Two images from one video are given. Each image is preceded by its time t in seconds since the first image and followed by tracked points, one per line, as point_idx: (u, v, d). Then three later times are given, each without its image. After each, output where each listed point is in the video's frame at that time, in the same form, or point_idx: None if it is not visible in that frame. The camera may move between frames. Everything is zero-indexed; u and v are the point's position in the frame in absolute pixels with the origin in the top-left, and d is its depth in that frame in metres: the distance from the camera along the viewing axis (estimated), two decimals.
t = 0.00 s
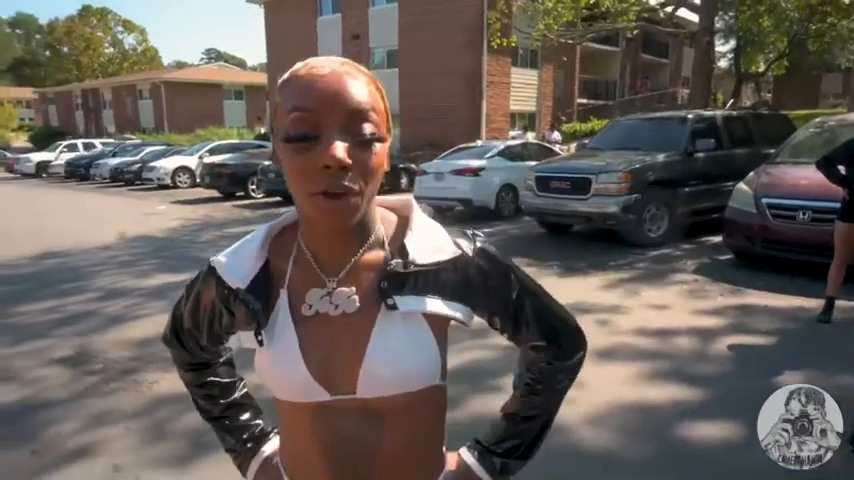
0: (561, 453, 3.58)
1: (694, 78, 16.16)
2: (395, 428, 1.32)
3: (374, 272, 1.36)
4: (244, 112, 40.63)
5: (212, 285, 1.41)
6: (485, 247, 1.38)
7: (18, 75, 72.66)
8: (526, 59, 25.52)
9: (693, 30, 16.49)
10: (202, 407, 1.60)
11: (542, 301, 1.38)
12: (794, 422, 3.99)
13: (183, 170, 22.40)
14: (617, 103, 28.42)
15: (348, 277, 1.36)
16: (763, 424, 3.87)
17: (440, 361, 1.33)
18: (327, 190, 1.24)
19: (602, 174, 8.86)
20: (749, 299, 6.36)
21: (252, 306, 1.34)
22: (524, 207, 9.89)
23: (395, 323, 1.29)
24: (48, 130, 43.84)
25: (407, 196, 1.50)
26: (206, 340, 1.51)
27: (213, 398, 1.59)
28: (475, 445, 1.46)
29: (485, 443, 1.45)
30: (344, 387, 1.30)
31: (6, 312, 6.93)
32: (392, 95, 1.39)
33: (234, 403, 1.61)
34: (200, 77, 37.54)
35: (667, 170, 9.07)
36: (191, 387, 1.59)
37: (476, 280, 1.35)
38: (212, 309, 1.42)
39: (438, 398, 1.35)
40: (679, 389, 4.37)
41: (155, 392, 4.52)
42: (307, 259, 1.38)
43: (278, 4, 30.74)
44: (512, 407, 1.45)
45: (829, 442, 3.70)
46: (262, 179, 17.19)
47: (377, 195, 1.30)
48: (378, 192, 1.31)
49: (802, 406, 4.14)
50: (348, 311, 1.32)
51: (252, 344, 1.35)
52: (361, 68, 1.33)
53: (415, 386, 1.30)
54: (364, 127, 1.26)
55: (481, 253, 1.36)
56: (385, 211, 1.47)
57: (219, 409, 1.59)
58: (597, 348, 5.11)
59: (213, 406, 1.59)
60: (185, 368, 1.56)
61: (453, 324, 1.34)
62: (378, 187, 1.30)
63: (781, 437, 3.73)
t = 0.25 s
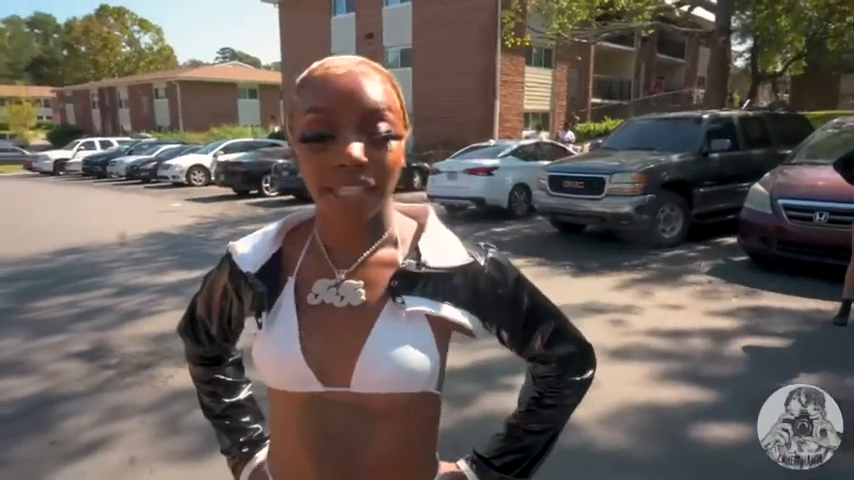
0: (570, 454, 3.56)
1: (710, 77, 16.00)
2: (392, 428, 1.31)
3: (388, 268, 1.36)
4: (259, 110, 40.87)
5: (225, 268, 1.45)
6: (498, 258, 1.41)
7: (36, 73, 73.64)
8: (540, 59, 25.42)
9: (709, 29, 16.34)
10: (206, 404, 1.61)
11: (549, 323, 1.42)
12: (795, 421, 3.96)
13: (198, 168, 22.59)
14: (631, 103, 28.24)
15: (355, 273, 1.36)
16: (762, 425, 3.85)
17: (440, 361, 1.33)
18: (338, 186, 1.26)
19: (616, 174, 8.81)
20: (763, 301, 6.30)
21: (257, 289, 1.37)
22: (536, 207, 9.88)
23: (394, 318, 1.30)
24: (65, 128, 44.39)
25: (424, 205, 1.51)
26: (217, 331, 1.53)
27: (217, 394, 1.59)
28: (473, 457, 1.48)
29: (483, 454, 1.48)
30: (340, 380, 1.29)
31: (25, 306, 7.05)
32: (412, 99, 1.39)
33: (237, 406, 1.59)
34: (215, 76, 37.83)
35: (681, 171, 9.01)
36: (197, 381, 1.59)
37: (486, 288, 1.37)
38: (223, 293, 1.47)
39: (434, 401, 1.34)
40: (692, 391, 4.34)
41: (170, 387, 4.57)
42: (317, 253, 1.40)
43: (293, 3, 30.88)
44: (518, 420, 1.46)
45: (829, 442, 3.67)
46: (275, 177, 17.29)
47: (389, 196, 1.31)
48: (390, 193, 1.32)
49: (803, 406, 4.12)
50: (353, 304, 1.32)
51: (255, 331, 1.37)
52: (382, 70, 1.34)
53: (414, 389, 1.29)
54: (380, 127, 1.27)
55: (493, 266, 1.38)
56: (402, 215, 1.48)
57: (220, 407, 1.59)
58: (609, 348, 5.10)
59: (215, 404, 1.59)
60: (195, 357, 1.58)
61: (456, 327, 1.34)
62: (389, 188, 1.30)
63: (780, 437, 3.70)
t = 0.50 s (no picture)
0: (587, 453, 3.55)
1: (730, 76, 15.85)
2: (413, 428, 1.33)
3: (409, 268, 1.38)
4: (276, 109, 41.16)
5: (242, 266, 1.45)
6: (514, 259, 1.44)
7: (60, 72, 74.89)
8: (558, 57, 25.30)
9: (730, 28, 16.14)
10: (220, 403, 1.58)
11: (564, 315, 1.45)
12: (795, 421, 4.01)
13: (216, 166, 22.84)
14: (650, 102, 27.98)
15: (376, 271, 1.37)
16: (763, 423, 3.88)
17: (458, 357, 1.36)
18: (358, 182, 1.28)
19: (634, 174, 8.76)
20: (782, 302, 6.24)
21: (275, 285, 1.37)
22: (553, 206, 9.85)
23: (415, 318, 1.32)
24: (87, 125, 45.06)
25: (441, 207, 1.54)
26: (233, 330, 1.52)
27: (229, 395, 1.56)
28: (487, 448, 1.47)
29: (495, 445, 1.47)
30: (361, 377, 1.31)
31: (48, 300, 7.20)
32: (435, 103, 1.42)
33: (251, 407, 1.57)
34: (234, 75, 38.17)
35: (700, 171, 8.93)
36: (212, 381, 1.56)
37: (504, 288, 1.40)
38: (239, 290, 1.46)
39: (448, 399, 1.36)
40: (709, 392, 4.32)
41: (190, 380, 4.65)
42: (337, 251, 1.41)
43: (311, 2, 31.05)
44: (527, 411, 1.48)
45: (829, 442, 3.70)
46: (293, 175, 17.42)
47: (410, 195, 1.33)
48: (411, 192, 1.34)
49: (803, 406, 4.18)
50: (374, 303, 1.33)
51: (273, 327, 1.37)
52: (405, 72, 1.37)
53: (436, 386, 1.32)
54: (401, 126, 1.30)
55: (512, 268, 1.42)
56: (420, 218, 1.50)
57: (235, 408, 1.56)
58: (626, 348, 5.09)
59: (230, 404, 1.56)
60: (206, 356, 1.55)
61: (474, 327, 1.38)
62: (410, 187, 1.32)
63: (780, 437, 3.72)
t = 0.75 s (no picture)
0: (600, 451, 3.56)
1: (746, 75, 15.70)
2: (432, 421, 1.36)
3: (424, 263, 1.42)
4: (291, 108, 41.39)
5: (254, 263, 1.44)
6: (521, 250, 1.51)
7: (78, 72, 75.86)
8: (572, 56, 25.19)
9: (748, 26, 15.96)
10: (233, 402, 1.55)
11: (560, 299, 1.52)
12: (795, 421, 4.04)
13: (231, 165, 23.04)
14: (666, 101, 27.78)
15: (392, 266, 1.40)
16: (764, 423, 3.89)
17: (473, 351, 1.40)
18: (376, 175, 1.29)
19: (649, 173, 8.72)
20: (799, 303, 6.18)
21: (290, 282, 1.38)
22: (566, 206, 9.83)
23: (433, 313, 1.36)
24: (105, 124, 45.63)
25: (452, 204, 1.57)
26: (246, 327, 1.50)
27: (243, 394, 1.53)
28: (498, 435, 1.53)
29: (505, 430, 1.53)
30: (381, 373, 1.32)
31: (68, 297, 7.32)
32: (448, 104, 1.45)
33: (266, 406, 1.54)
34: (249, 75, 38.44)
35: (716, 170, 8.86)
36: (224, 379, 1.53)
37: (513, 278, 1.47)
38: (252, 287, 1.45)
39: (463, 391, 1.40)
40: (724, 391, 4.30)
41: (207, 376, 4.71)
42: (353, 246, 1.42)
43: (326, 2, 31.18)
44: (529, 393, 1.55)
45: (829, 441, 3.72)
46: (307, 174, 17.52)
47: (424, 191, 1.35)
48: (425, 188, 1.36)
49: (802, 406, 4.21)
50: (394, 297, 1.36)
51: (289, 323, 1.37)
52: (420, 73, 1.40)
53: (456, 377, 1.36)
54: (415, 123, 1.32)
55: (520, 259, 1.48)
56: (432, 216, 1.53)
57: (249, 406, 1.53)
58: (639, 347, 5.08)
59: (243, 403, 1.53)
60: (217, 354, 1.52)
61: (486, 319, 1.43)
62: (425, 183, 1.34)
63: (781, 438, 3.73)
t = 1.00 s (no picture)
0: (608, 449, 3.57)
1: (759, 73, 15.57)
2: (443, 414, 1.39)
3: (434, 264, 1.45)
4: (301, 108, 41.54)
5: (267, 264, 1.46)
6: (523, 252, 1.57)
7: (92, 73, 76.59)
8: (583, 55, 25.10)
9: (761, 23, 15.81)
10: (245, 401, 1.56)
11: (556, 296, 1.58)
12: (795, 421, 4.03)
13: (243, 165, 23.19)
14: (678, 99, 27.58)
15: (404, 264, 1.43)
16: (764, 422, 3.88)
17: (484, 348, 1.43)
18: (390, 176, 1.32)
19: (660, 172, 8.69)
20: (811, 302, 6.14)
21: (304, 281, 1.40)
22: (577, 205, 9.82)
23: (446, 310, 1.39)
24: (118, 125, 46.06)
25: (458, 208, 1.60)
26: (258, 327, 1.53)
27: (254, 393, 1.55)
28: (504, 427, 1.57)
29: (510, 422, 1.58)
30: (396, 368, 1.35)
31: (83, 295, 7.43)
32: (459, 109, 1.48)
33: (277, 405, 1.56)
34: (260, 75, 38.63)
35: (728, 169, 8.81)
36: (235, 379, 1.55)
37: (517, 279, 1.52)
38: (265, 288, 1.48)
39: (472, 386, 1.43)
40: (735, 390, 4.30)
41: (219, 374, 4.77)
42: (365, 245, 1.44)
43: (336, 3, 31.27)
44: (528, 388, 1.60)
45: (829, 441, 3.71)
46: (317, 174, 17.60)
47: (436, 193, 1.38)
48: (436, 190, 1.39)
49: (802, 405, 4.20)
50: (407, 294, 1.39)
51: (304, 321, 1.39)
52: (431, 79, 1.44)
53: (467, 372, 1.39)
54: (428, 126, 1.35)
55: (523, 261, 1.54)
56: (440, 219, 1.56)
57: (260, 405, 1.55)
58: (650, 346, 5.07)
59: (254, 402, 1.55)
60: (230, 354, 1.54)
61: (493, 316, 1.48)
62: (436, 184, 1.37)
63: (781, 437, 3.72)
